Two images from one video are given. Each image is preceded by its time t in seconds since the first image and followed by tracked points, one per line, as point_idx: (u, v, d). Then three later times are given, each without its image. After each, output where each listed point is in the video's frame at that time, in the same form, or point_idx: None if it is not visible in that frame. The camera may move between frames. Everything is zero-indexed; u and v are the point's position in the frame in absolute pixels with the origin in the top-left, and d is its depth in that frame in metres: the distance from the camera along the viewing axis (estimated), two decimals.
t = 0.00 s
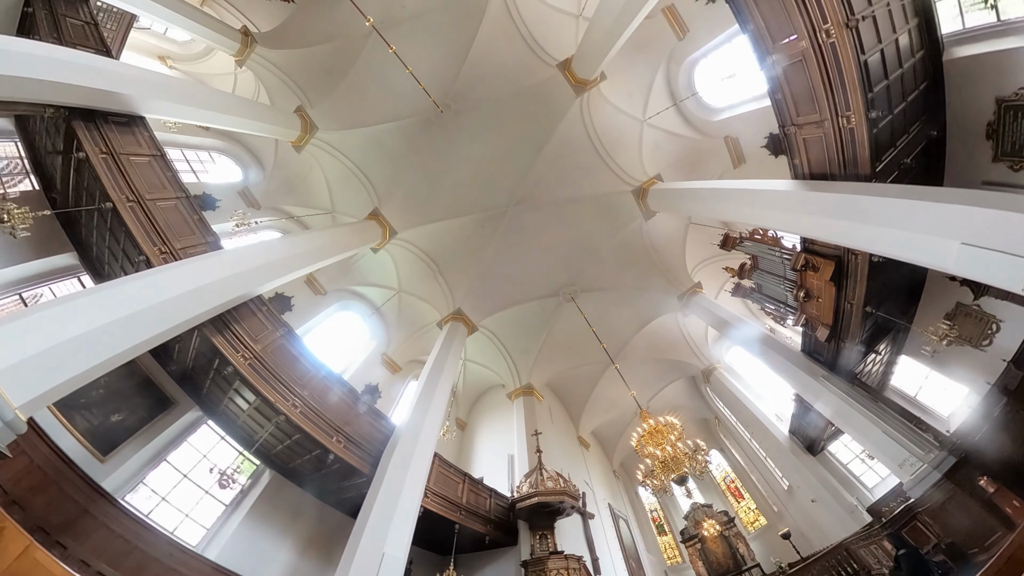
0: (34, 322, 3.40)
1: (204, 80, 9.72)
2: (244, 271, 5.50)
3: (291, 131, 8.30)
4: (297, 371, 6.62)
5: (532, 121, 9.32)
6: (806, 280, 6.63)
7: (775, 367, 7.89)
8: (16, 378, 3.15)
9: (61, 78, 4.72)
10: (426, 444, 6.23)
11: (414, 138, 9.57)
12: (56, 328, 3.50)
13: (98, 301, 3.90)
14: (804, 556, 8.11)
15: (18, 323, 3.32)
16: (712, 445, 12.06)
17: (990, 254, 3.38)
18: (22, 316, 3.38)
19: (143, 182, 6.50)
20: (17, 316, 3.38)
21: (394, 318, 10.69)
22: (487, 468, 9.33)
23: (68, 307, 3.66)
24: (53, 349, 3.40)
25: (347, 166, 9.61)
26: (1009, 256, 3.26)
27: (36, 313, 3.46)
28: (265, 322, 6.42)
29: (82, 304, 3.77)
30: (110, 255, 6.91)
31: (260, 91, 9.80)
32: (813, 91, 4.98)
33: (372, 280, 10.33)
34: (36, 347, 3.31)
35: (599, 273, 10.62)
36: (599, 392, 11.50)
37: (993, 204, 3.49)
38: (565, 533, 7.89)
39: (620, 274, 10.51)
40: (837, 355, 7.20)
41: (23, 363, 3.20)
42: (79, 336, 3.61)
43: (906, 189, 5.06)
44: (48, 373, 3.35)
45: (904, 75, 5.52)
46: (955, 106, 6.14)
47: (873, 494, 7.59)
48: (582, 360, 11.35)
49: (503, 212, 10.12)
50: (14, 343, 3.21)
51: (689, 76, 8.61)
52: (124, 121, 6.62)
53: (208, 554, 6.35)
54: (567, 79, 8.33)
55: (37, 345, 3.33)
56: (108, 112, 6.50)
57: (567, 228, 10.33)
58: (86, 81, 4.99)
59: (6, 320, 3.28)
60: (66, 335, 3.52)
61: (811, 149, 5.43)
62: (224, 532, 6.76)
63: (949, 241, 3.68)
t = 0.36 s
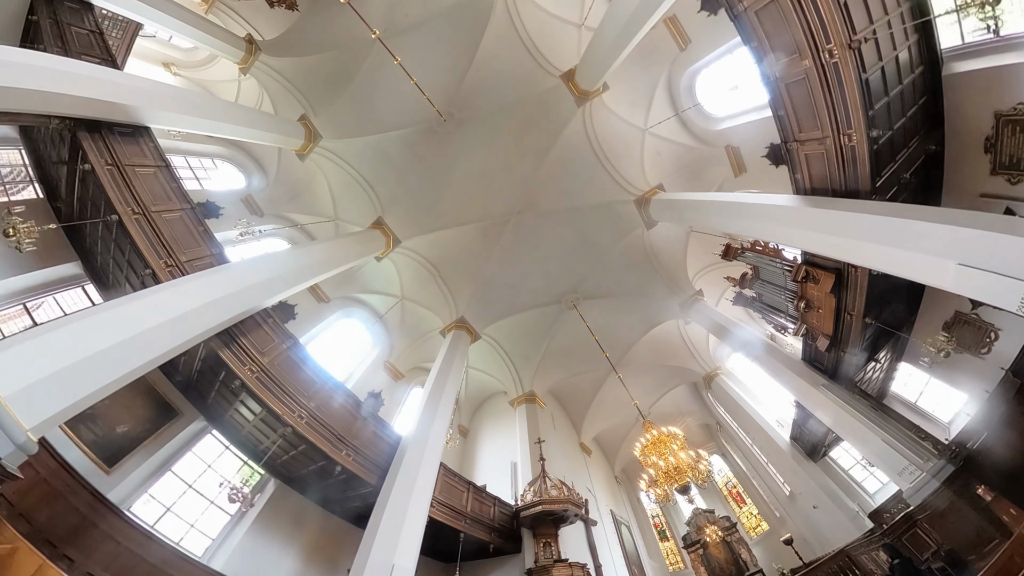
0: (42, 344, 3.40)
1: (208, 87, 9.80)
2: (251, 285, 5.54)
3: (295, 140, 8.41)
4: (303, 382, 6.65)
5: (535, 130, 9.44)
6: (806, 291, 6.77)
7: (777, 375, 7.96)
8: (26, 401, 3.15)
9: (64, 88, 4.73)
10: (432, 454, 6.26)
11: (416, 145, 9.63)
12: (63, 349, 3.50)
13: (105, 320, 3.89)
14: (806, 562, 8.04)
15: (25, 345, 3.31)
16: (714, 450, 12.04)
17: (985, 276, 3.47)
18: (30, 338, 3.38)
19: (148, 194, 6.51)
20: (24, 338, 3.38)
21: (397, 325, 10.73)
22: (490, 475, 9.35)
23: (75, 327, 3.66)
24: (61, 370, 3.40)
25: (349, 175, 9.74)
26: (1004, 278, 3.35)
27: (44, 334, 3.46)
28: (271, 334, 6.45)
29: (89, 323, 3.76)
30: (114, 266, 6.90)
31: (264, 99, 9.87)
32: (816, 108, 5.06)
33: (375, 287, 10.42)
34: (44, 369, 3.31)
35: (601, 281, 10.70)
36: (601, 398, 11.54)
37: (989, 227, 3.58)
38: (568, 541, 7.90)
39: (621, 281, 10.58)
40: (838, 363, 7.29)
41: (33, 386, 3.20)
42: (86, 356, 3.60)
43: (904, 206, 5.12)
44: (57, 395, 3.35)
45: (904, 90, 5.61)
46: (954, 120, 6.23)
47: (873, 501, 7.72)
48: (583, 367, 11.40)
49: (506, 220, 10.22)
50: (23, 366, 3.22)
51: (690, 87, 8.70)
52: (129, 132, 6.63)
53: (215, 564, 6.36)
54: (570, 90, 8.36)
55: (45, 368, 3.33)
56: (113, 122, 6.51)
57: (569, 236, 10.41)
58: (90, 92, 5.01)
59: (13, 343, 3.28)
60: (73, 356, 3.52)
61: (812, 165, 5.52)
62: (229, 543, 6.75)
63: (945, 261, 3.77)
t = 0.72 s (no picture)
0: (54, 358, 3.41)
1: (212, 92, 9.80)
2: (261, 295, 5.57)
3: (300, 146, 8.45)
4: (310, 391, 6.68)
5: (537, 137, 9.53)
6: (806, 299, 6.90)
7: (778, 379, 8.06)
8: (39, 416, 3.16)
9: (72, 96, 4.78)
10: (439, 460, 6.29)
11: (419, 150, 9.72)
12: (75, 363, 3.51)
13: (117, 333, 3.92)
14: (807, 565, 8.09)
15: (39, 359, 3.34)
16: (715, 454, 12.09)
17: (980, 289, 3.60)
18: (42, 353, 3.40)
19: (154, 202, 6.51)
20: (36, 353, 3.40)
21: (400, 329, 10.78)
22: (493, 480, 9.40)
23: (86, 341, 3.67)
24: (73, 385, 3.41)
25: (353, 181, 9.83)
26: (1000, 292, 3.47)
27: (55, 349, 3.48)
28: (279, 343, 6.49)
29: (99, 336, 3.78)
30: (120, 273, 6.91)
31: (267, 104, 9.88)
32: (817, 121, 5.18)
33: (379, 292, 10.48)
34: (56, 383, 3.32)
35: (603, 285, 10.78)
36: (603, 403, 11.61)
37: (982, 242, 3.71)
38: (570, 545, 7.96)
39: (623, 286, 10.67)
40: (838, 369, 7.40)
41: (45, 401, 3.22)
42: (100, 370, 3.63)
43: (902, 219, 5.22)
44: (70, 409, 3.36)
45: (903, 102, 5.73)
46: (952, 131, 6.33)
47: (875, 504, 7.61)
48: (585, 371, 11.47)
49: (509, 226, 10.30)
50: (35, 381, 3.24)
51: (691, 95, 8.80)
52: (135, 140, 6.63)
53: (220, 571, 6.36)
54: (573, 98, 8.49)
55: (57, 382, 3.34)
56: (120, 130, 6.53)
57: (571, 241, 10.49)
58: (97, 100, 5.06)
59: (26, 357, 3.30)
60: (85, 370, 3.53)
61: (814, 177, 5.63)
62: (235, 549, 6.76)
63: (942, 274, 3.89)
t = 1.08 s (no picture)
0: (67, 374, 3.41)
1: (214, 96, 9.89)
2: (268, 305, 5.58)
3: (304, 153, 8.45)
4: (317, 400, 6.67)
5: (541, 143, 9.59)
6: (808, 306, 7.01)
7: (780, 384, 8.14)
8: (51, 434, 3.15)
9: (80, 105, 4.78)
10: (446, 469, 6.29)
11: (422, 156, 9.76)
12: (88, 379, 3.52)
13: (128, 347, 3.92)
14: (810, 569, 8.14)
15: (52, 376, 3.34)
16: (717, 458, 12.16)
17: (977, 304, 3.72)
18: (55, 369, 3.40)
19: (159, 210, 6.47)
20: (49, 369, 3.40)
21: (403, 334, 10.81)
22: (497, 484, 9.43)
23: (99, 356, 3.67)
24: (87, 401, 3.42)
25: (357, 187, 9.84)
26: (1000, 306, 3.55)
27: (68, 364, 3.48)
28: (285, 352, 6.49)
29: (112, 351, 3.78)
30: (123, 280, 6.85)
31: (270, 108, 9.86)
32: (822, 134, 5.26)
33: (382, 298, 10.50)
34: (70, 400, 3.33)
35: (605, 290, 10.85)
36: (605, 407, 11.68)
37: (982, 257, 3.81)
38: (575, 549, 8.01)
39: (626, 291, 10.74)
40: (839, 375, 7.49)
41: (59, 419, 3.22)
42: (112, 385, 3.63)
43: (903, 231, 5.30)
44: (81, 426, 3.36)
45: (904, 114, 5.82)
46: (952, 142, 6.42)
47: (877, 507, 7.77)
48: (587, 376, 11.53)
49: (512, 231, 10.36)
50: (49, 398, 3.24)
51: (694, 103, 8.87)
52: (140, 146, 6.59)
53: None
54: (578, 106, 8.56)
55: (69, 399, 3.34)
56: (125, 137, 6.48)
57: (574, 247, 10.56)
58: (105, 108, 5.05)
59: (38, 374, 3.30)
60: (97, 386, 3.53)
61: (817, 188, 5.71)
62: (241, 558, 6.73)
63: (943, 288, 4.00)
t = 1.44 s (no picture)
0: (81, 388, 3.45)
1: (217, 100, 9.81)
2: (277, 314, 5.61)
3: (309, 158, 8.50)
4: (323, 406, 6.72)
5: (543, 148, 9.66)
6: (808, 313, 7.12)
7: (780, 388, 8.24)
8: (67, 449, 3.19)
9: (82, 112, 4.78)
10: (453, 474, 6.35)
11: (426, 161, 9.83)
12: (103, 392, 3.55)
13: (141, 360, 3.95)
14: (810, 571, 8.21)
15: (68, 390, 3.37)
16: (717, 460, 12.24)
17: (971, 316, 3.80)
18: (71, 382, 3.43)
19: (164, 218, 6.49)
20: (65, 383, 3.43)
21: (406, 339, 10.86)
22: (500, 488, 9.48)
23: (112, 369, 3.70)
24: (101, 414, 3.45)
25: (360, 192, 9.92)
26: (993, 318, 3.64)
27: (83, 378, 3.51)
28: (292, 360, 6.55)
29: (125, 363, 3.82)
30: (128, 287, 6.85)
31: (273, 113, 9.86)
32: (823, 146, 5.34)
33: (385, 302, 10.55)
34: (85, 414, 3.36)
35: (607, 295, 10.94)
36: (607, 410, 11.77)
37: (976, 271, 3.91)
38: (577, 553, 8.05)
39: (626, 295, 10.84)
40: (837, 379, 7.61)
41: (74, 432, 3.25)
42: (126, 399, 3.66)
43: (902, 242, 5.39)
44: (97, 439, 3.39)
45: (903, 125, 5.91)
46: (950, 152, 6.53)
47: (876, 510, 7.88)
48: (589, 379, 11.61)
49: (515, 237, 10.44)
50: (64, 412, 3.27)
51: (695, 109, 8.94)
52: (145, 154, 6.60)
53: None
54: (581, 113, 8.63)
55: (85, 413, 3.37)
56: (131, 144, 6.49)
57: (576, 252, 10.64)
58: (110, 116, 5.07)
59: (53, 388, 3.34)
60: (112, 400, 3.56)
61: (817, 199, 5.80)
62: (246, 564, 6.75)
63: (937, 300, 4.10)
